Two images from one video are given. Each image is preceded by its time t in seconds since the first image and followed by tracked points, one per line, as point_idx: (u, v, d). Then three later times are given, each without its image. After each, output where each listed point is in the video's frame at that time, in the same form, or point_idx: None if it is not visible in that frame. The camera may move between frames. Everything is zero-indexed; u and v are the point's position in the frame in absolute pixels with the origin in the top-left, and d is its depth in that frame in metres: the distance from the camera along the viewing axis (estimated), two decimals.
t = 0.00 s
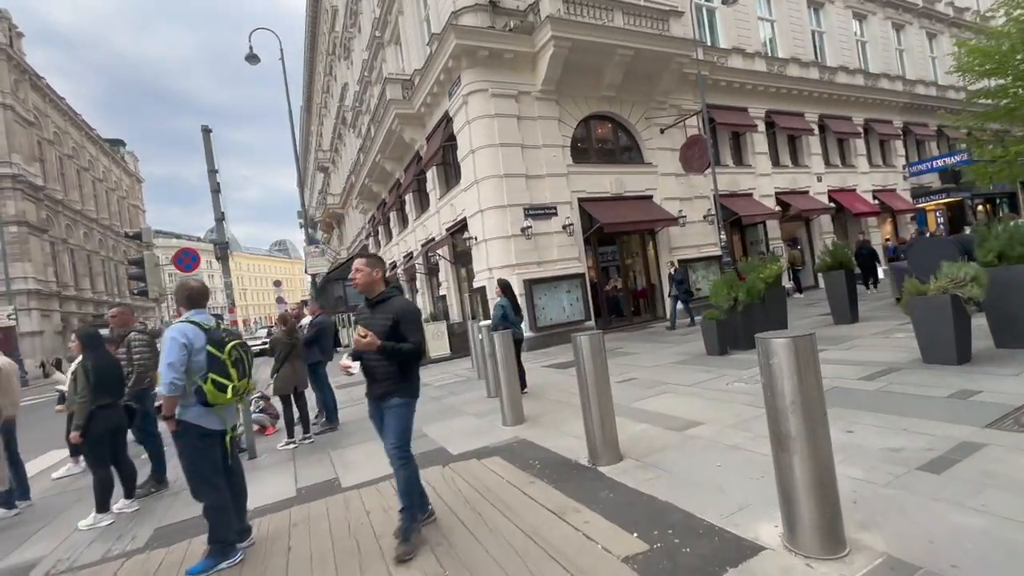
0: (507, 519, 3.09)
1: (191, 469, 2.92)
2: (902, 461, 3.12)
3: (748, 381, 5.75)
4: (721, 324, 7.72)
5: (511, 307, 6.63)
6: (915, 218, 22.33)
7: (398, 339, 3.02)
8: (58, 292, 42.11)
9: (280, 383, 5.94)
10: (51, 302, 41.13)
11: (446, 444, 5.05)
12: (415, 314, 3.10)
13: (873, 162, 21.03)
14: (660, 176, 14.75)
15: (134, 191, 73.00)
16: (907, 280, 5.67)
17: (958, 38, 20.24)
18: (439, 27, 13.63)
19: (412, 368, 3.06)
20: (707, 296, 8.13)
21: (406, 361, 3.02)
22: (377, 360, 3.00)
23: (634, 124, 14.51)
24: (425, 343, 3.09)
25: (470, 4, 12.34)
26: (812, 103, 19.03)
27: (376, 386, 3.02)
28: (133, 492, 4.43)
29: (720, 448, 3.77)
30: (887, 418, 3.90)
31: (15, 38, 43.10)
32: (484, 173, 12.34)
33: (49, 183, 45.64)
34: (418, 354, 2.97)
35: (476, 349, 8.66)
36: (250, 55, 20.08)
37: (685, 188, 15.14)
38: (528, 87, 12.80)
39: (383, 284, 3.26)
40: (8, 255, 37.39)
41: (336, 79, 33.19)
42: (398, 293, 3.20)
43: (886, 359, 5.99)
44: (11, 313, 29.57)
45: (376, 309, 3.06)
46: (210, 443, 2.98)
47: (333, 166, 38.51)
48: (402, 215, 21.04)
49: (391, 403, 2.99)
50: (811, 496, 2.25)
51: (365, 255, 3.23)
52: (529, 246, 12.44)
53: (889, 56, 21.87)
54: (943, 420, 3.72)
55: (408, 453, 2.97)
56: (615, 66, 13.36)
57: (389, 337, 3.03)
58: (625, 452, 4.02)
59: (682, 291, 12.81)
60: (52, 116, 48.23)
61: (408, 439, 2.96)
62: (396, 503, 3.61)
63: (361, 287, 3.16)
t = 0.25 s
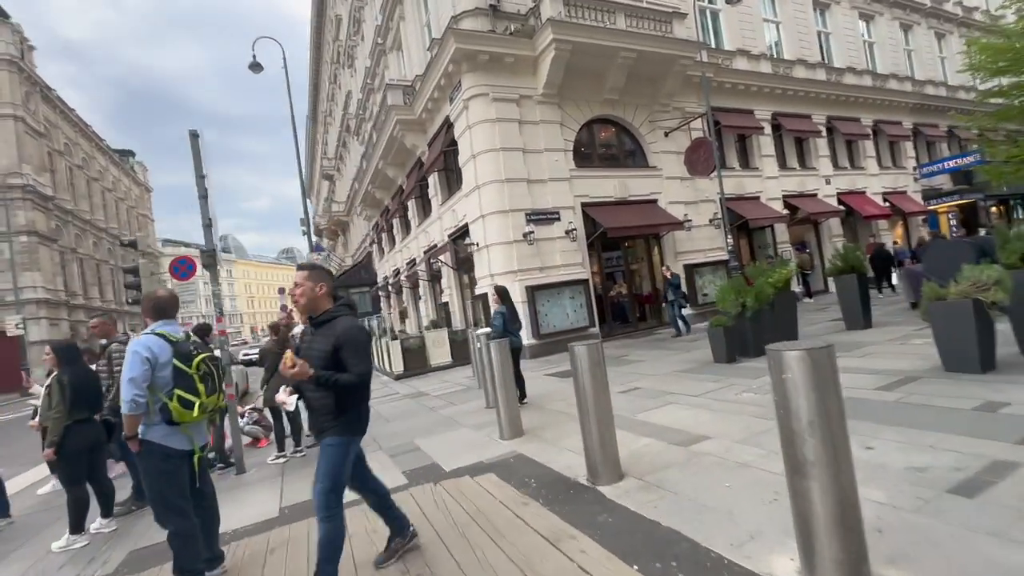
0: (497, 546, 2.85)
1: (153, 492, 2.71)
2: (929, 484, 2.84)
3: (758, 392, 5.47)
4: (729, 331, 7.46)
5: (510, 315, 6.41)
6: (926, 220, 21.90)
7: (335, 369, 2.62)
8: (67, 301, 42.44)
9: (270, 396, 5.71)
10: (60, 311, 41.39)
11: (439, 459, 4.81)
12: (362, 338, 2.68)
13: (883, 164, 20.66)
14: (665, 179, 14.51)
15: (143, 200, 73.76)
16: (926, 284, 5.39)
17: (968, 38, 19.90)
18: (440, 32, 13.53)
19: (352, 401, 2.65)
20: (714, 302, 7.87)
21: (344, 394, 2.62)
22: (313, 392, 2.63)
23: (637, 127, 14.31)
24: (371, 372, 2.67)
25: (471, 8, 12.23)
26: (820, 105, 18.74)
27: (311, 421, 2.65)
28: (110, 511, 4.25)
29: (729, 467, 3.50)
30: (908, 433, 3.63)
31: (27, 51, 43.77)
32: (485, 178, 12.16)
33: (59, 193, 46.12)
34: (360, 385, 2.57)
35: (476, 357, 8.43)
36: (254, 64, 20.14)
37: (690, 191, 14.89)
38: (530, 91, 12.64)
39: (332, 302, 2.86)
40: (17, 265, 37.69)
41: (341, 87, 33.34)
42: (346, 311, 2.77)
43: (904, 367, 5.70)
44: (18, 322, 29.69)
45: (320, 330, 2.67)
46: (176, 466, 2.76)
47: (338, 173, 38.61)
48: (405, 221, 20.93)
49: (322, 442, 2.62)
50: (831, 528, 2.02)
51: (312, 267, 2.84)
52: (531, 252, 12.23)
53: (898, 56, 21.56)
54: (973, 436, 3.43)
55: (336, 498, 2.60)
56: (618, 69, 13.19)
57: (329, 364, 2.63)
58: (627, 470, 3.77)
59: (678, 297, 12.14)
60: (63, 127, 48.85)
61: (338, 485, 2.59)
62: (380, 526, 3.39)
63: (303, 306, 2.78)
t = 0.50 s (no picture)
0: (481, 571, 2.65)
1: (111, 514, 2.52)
2: (943, 501, 2.66)
3: (758, 397, 5.28)
4: (728, 333, 7.28)
5: (503, 318, 6.21)
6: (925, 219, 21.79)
7: (248, 391, 2.17)
8: (61, 304, 42.08)
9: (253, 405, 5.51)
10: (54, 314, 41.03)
11: (426, 470, 4.60)
12: (284, 352, 2.19)
13: (881, 162, 20.53)
14: (663, 179, 14.34)
15: (138, 202, 73.40)
16: (931, 284, 5.23)
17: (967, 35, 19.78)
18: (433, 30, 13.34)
19: (271, 430, 2.21)
20: (713, 304, 7.69)
21: (260, 421, 2.18)
22: (229, 419, 2.22)
23: (634, 126, 14.13)
24: (292, 394, 2.20)
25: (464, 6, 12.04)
26: (818, 103, 18.59)
27: (229, 452, 2.24)
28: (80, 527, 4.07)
29: (730, 481, 3.31)
30: (917, 443, 3.44)
31: (20, 52, 43.46)
32: (480, 178, 11.97)
33: (53, 195, 45.79)
34: (278, 410, 2.13)
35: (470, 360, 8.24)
36: (246, 63, 19.92)
37: (688, 191, 14.71)
38: (525, 89, 12.46)
39: (258, 308, 2.40)
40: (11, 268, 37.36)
41: (336, 88, 33.13)
42: (272, 321, 2.31)
43: (908, 370, 5.51)
44: (11, 325, 29.36)
45: (235, 344, 2.20)
46: (135, 486, 2.57)
47: (334, 174, 38.38)
48: (400, 222, 20.73)
49: (241, 477, 2.23)
50: (845, 558, 1.82)
51: (235, 267, 2.37)
52: (527, 253, 12.04)
53: (896, 54, 21.42)
54: (987, 446, 3.24)
55: (269, 537, 2.27)
56: (614, 67, 13.02)
57: (244, 385, 2.18)
58: (621, 483, 3.58)
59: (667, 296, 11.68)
60: (57, 129, 48.51)
61: (261, 527, 2.23)
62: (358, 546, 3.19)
63: (219, 315, 2.33)
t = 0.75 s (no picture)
0: None
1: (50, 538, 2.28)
2: (959, 511, 2.46)
3: (757, 397, 5.09)
4: (724, 331, 7.10)
5: (492, 317, 5.98)
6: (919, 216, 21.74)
7: (110, 414, 1.77)
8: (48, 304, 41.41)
9: (228, 408, 5.23)
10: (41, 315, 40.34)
11: (410, 476, 4.37)
12: (149, 362, 1.78)
13: (876, 159, 20.45)
14: (657, 175, 14.15)
15: (128, 201, 72.49)
16: (934, 280, 5.06)
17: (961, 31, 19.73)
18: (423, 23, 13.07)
19: (148, 460, 1.80)
20: (708, 301, 7.50)
21: (131, 452, 1.78)
22: (100, 452, 1.82)
23: (628, 122, 13.93)
24: (164, 414, 1.78)
25: None
26: (813, 99, 18.48)
27: (107, 491, 1.85)
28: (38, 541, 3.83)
29: (729, 489, 3.10)
30: (926, 446, 3.25)
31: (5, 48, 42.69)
32: (471, 174, 11.72)
33: (39, 193, 45.05)
34: (141, 436, 1.72)
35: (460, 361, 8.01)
36: (234, 58, 19.55)
37: (682, 187, 14.54)
38: (517, 84, 12.23)
39: (132, 310, 1.99)
40: None
41: (328, 85, 32.74)
42: (143, 326, 1.90)
43: (910, 368, 5.34)
44: None
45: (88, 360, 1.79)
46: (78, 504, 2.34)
47: (326, 172, 37.99)
48: (391, 220, 20.45)
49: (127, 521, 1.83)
50: None
51: (94, 263, 1.97)
52: (519, 250, 11.81)
53: (890, 51, 21.36)
54: (1001, 450, 3.05)
55: None
56: (607, 62, 12.81)
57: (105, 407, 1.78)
58: (614, 491, 3.37)
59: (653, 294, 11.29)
60: (43, 127, 47.73)
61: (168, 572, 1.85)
62: (331, 561, 2.96)
63: (79, 323, 1.93)
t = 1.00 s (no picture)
0: None
1: None
2: (979, 534, 2.27)
3: (754, 405, 4.91)
4: (719, 336, 6.93)
5: (481, 320, 5.76)
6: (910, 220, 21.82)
7: None
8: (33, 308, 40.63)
9: (201, 418, 4.97)
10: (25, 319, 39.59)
11: (392, 490, 4.15)
12: None
13: (867, 163, 20.50)
14: (650, 177, 14.03)
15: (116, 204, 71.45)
16: (935, 284, 4.93)
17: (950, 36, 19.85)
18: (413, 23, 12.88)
19: None
20: (703, 305, 7.34)
21: None
22: None
23: (621, 124, 13.81)
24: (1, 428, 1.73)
25: None
26: (805, 102, 18.49)
27: None
28: None
29: (729, 507, 2.90)
30: (936, 460, 3.08)
31: None
32: (462, 176, 11.53)
33: (24, 196, 44.27)
34: None
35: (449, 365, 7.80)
36: (222, 58, 19.23)
37: (675, 190, 14.42)
38: (508, 84, 12.06)
39: None
40: None
41: (318, 87, 32.42)
42: None
43: (911, 375, 5.19)
44: None
45: None
46: None
47: (317, 174, 37.63)
48: (382, 222, 20.19)
49: None
50: None
51: None
52: (511, 253, 11.60)
53: (880, 55, 21.47)
54: (1016, 464, 2.87)
55: None
56: (600, 63, 12.68)
57: None
58: (607, 509, 3.16)
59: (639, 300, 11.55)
60: (28, 128, 46.92)
61: None
62: None
63: None
